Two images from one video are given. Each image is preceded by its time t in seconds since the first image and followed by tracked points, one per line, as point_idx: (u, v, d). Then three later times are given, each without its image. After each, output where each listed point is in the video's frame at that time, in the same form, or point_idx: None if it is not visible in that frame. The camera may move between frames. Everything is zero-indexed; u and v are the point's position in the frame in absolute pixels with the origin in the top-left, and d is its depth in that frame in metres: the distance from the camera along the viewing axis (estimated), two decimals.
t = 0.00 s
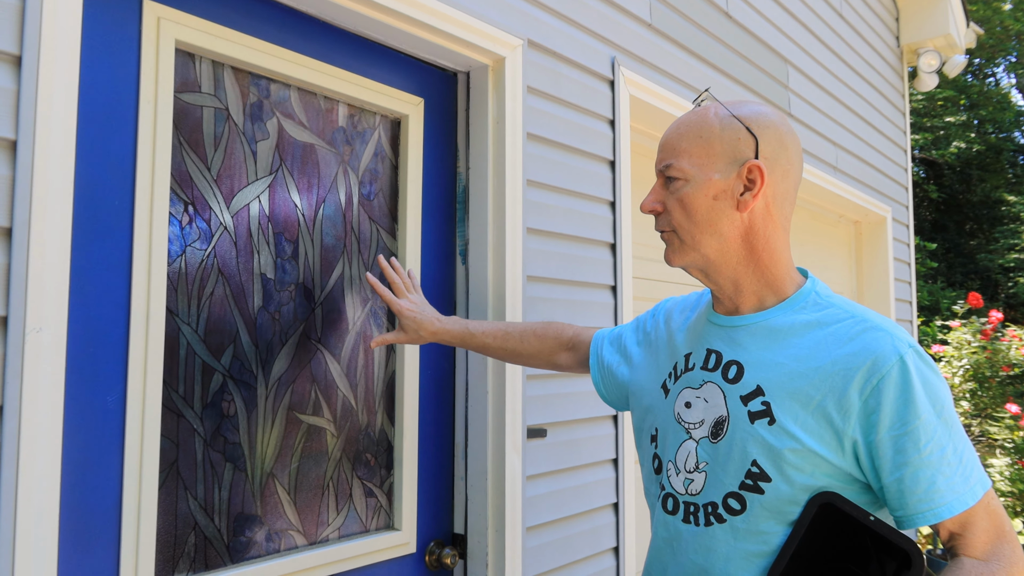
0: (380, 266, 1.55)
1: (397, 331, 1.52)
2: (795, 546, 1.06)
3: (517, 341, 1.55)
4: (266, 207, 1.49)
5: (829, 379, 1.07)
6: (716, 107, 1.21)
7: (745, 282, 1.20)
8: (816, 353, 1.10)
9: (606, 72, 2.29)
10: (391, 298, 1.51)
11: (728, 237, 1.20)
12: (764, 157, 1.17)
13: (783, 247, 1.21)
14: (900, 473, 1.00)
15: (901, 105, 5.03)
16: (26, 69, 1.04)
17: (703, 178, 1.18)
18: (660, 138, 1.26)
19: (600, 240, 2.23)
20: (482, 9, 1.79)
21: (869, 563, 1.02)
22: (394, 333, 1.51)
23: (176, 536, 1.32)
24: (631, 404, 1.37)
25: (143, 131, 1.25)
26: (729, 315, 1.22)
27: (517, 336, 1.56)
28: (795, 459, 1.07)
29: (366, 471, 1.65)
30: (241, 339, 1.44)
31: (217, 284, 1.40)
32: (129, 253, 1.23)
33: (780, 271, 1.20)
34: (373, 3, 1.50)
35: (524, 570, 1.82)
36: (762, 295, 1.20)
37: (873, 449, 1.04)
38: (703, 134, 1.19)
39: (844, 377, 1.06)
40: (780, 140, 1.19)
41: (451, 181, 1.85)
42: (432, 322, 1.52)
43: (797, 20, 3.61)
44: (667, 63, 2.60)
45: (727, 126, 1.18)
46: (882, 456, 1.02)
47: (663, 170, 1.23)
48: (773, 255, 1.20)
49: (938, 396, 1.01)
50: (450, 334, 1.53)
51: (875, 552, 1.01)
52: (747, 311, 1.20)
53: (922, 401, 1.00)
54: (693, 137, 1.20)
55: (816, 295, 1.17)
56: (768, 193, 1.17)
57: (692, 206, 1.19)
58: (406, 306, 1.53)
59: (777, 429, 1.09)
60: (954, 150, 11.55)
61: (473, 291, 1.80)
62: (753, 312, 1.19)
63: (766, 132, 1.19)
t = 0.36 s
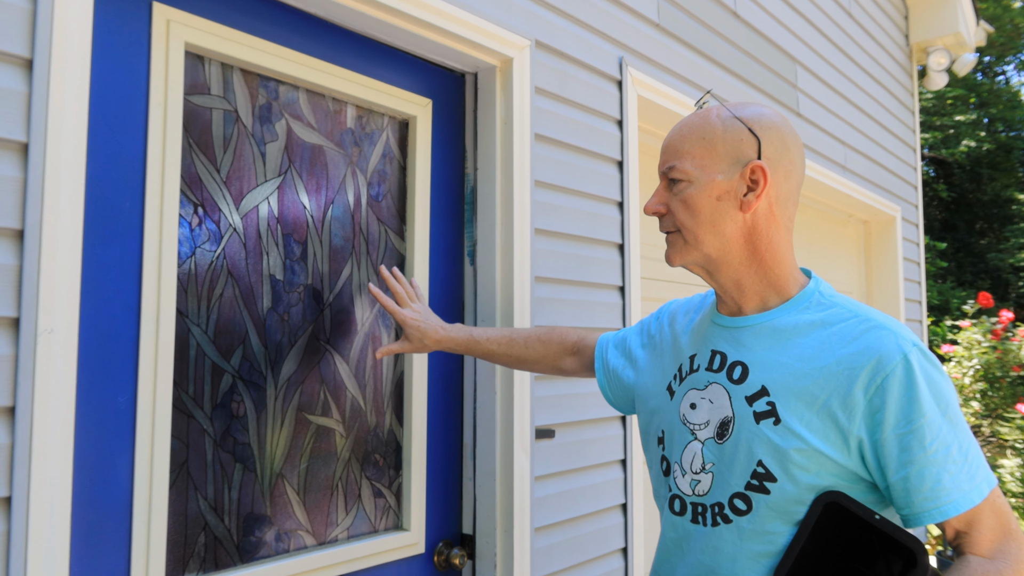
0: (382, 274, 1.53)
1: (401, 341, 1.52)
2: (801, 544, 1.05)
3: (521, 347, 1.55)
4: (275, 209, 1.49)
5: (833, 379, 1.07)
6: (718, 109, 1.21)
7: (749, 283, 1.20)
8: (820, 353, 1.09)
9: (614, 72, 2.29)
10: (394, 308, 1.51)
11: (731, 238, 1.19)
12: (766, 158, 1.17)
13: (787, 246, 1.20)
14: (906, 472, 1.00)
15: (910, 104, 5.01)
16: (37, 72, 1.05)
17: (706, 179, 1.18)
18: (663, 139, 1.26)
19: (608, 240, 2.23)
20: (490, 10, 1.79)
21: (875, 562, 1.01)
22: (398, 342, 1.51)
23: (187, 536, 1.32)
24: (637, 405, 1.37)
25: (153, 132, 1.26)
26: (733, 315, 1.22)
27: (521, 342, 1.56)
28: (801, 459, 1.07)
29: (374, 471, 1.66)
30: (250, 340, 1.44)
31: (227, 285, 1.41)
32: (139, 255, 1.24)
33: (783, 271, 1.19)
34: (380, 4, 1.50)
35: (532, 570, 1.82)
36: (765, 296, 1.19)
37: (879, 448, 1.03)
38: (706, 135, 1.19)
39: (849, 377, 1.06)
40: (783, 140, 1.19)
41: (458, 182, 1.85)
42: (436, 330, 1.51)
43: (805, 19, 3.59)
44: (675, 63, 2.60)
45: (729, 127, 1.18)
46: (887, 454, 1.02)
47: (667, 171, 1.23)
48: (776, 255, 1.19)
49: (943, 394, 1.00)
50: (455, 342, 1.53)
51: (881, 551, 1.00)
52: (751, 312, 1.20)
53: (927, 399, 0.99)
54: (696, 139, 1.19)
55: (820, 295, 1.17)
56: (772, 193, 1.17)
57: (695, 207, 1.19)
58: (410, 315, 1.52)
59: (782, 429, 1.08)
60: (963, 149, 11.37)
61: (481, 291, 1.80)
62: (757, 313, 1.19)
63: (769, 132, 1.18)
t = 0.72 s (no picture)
0: (386, 280, 1.55)
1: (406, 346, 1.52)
2: (810, 545, 1.04)
3: (527, 350, 1.55)
4: (282, 212, 1.50)
5: (840, 381, 1.07)
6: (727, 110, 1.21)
7: (755, 285, 1.19)
8: (827, 355, 1.09)
9: (620, 73, 2.29)
10: (399, 314, 1.52)
11: (739, 239, 1.19)
12: (775, 160, 1.17)
13: (793, 249, 1.20)
14: (914, 474, 1.00)
15: (917, 104, 4.98)
16: (46, 76, 1.06)
17: (714, 180, 1.18)
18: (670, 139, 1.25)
19: (614, 242, 2.22)
20: (495, 12, 1.79)
21: (884, 564, 1.01)
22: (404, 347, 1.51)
23: (193, 538, 1.33)
24: (644, 408, 1.36)
25: (160, 136, 1.27)
26: (739, 317, 1.21)
27: (527, 344, 1.56)
28: (808, 461, 1.07)
29: (380, 473, 1.66)
30: (257, 342, 1.45)
31: (234, 288, 1.41)
32: (146, 258, 1.24)
33: (790, 273, 1.19)
34: (386, 7, 1.50)
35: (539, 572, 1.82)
36: (771, 298, 1.19)
37: (886, 450, 1.03)
38: (714, 136, 1.18)
39: (855, 378, 1.05)
40: (791, 142, 1.18)
41: (464, 184, 1.85)
42: (442, 335, 1.52)
43: (811, 19, 3.58)
44: (681, 64, 2.59)
45: (738, 128, 1.18)
46: (895, 456, 1.02)
47: (675, 171, 1.22)
48: (783, 257, 1.19)
49: (951, 396, 1.00)
50: (460, 345, 1.53)
51: (890, 553, 1.01)
52: (757, 314, 1.20)
53: (934, 401, 0.99)
54: (703, 139, 1.19)
55: (826, 296, 1.16)
56: (780, 195, 1.17)
57: (703, 208, 1.18)
58: (416, 320, 1.53)
59: (789, 431, 1.08)
60: (972, 149, 11.27)
61: (487, 294, 1.81)
62: (763, 315, 1.18)
63: (777, 134, 1.18)
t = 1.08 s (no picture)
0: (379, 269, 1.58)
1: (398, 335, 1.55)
2: (810, 542, 1.04)
3: (514, 340, 1.55)
4: (283, 212, 1.50)
5: (842, 377, 1.07)
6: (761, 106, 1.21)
7: (767, 279, 1.18)
8: (828, 352, 1.09)
9: (622, 74, 2.29)
10: (391, 303, 1.55)
11: (775, 232, 1.17)
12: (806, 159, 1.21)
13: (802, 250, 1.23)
14: (915, 470, 1.00)
15: (920, 104, 4.98)
16: (48, 78, 1.06)
17: (761, 171, 1.16)
18: (700, 128, 1.20)
19: (616, 242, 2.22)
20: (497, 13, 1.80)
21: (884, 561, 1.01)
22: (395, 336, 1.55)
23: (195, 538, 1.33)
24: (641, 405, 1.36)
25: (163, 136, 1.27)
26: (741, 314, 1.21)
27: (515, 335, 1.56)
28: (809, 456, 1.06)
29: (382, 473, 1.66)
30: (259, 342, 1.45)
31: (235, 288, 1.41)
32: (148, 258, 1.24)
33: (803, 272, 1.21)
34: (387, 8, 1.51)
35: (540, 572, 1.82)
36: (777, 295, 1.19)
37: (887, 446, 1.03)
38: (760, 127, 1.17)
39: (857, 375, 1.05)
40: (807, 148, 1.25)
41: (466, 184, 1.86)
42: (432, 324, 1.54)
43: (813, 20, 3.58)
44: (682, 65, 2.60)
45: (779, 125, 1.19)
46: (896, 452, 1.02)
47: (719, 158, 1.16)
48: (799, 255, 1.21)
49: (951, 392, 1.00)
50: (450, 334, 1.53)
51: (890, 549, 1.01)
52: (761, 310, 1.19)
53: (935, 398, 0.99)
54: (751, 129, 1.17)
55: (827, 295, 1.16)
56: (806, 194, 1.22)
57: (752, 198, 1.15)
58: (407, 309, 1.56)
59: (791, 427, 1.08)
60: (975, 148, 11.25)
61: (489, 294, 1.81)
62: (767, 311, 1.18)
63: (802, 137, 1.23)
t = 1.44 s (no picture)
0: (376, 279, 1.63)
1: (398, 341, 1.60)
2: (809, 536, 1.05)
3: (506, 341, 1.56)
4: (285, 211, 1.50)
5: (838, 373, 1.07)
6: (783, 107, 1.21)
7: (762, 281, 1.18)
8: (823, 349, 1.09)
9: (623, 72, 2.29)
10: (389, 310, 1.59)
11: (776, 237, 1.18)
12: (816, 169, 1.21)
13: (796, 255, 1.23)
14: (910, 464, 1.00)
15: (921, 102, 4.97)
16: (51, 77, 1.06)
17: (771, 174, 1.16)
18: (719, 120, 1.19)
19: (617, 241, 2.22)
20: (498, 12, 1.80)
21: (880, 554, 1.02)
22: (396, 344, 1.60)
23: (198, 536, 1.33)
24: (632, 403, 1.36)
25: (165, 133, 1.27)
26: (735, 312, 1.20)
27: (507, 336, 1.57)
28: (806, 452, 1.07)
29: (384, 471, 1.66)
30: (261, 341, 1.45)
31: (238, 287, 1.41)
32: (151, 256, 1.25)
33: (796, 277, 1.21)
34: (389, 6, 1.51)
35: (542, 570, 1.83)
36: (771, 296, 1.18)
37: (883, 441, 1.03)
38: (779, 129, 1.17)
39: (852, 371, 1.06)
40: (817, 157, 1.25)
41: (468, 183, 1.86)
42: (428, 330, 1.58)
43: (815, 18, 3.57)
44: (684, 64, 2.59)
45: (798, 130, 1.19)
46: (891, 446, 1.02)
47: (734, 154, 1.16)
48: (794, 261, 1.21)
49: (944, 387, 1.01)
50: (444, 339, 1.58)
51: (886, 542, 1.02)
52: (755, 309, 1.19)
53: (930, 392, 0.99)
54: (770, 130, 1.16)
55: (820, 293, 1.16)
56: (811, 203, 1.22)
57: (759, 199, 1.15)
58: (404, 316, 1.60)
59: (788, 423, 1.08)
60: (976, 147, 11.23)
61: (491, 293, 1.81)
62: (761, 310, 1.18)
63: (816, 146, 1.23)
